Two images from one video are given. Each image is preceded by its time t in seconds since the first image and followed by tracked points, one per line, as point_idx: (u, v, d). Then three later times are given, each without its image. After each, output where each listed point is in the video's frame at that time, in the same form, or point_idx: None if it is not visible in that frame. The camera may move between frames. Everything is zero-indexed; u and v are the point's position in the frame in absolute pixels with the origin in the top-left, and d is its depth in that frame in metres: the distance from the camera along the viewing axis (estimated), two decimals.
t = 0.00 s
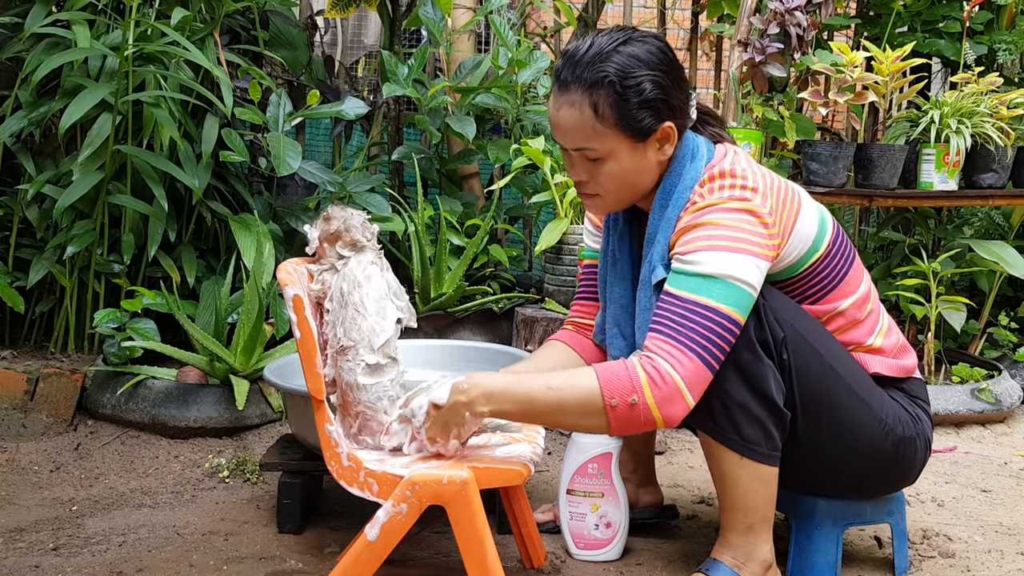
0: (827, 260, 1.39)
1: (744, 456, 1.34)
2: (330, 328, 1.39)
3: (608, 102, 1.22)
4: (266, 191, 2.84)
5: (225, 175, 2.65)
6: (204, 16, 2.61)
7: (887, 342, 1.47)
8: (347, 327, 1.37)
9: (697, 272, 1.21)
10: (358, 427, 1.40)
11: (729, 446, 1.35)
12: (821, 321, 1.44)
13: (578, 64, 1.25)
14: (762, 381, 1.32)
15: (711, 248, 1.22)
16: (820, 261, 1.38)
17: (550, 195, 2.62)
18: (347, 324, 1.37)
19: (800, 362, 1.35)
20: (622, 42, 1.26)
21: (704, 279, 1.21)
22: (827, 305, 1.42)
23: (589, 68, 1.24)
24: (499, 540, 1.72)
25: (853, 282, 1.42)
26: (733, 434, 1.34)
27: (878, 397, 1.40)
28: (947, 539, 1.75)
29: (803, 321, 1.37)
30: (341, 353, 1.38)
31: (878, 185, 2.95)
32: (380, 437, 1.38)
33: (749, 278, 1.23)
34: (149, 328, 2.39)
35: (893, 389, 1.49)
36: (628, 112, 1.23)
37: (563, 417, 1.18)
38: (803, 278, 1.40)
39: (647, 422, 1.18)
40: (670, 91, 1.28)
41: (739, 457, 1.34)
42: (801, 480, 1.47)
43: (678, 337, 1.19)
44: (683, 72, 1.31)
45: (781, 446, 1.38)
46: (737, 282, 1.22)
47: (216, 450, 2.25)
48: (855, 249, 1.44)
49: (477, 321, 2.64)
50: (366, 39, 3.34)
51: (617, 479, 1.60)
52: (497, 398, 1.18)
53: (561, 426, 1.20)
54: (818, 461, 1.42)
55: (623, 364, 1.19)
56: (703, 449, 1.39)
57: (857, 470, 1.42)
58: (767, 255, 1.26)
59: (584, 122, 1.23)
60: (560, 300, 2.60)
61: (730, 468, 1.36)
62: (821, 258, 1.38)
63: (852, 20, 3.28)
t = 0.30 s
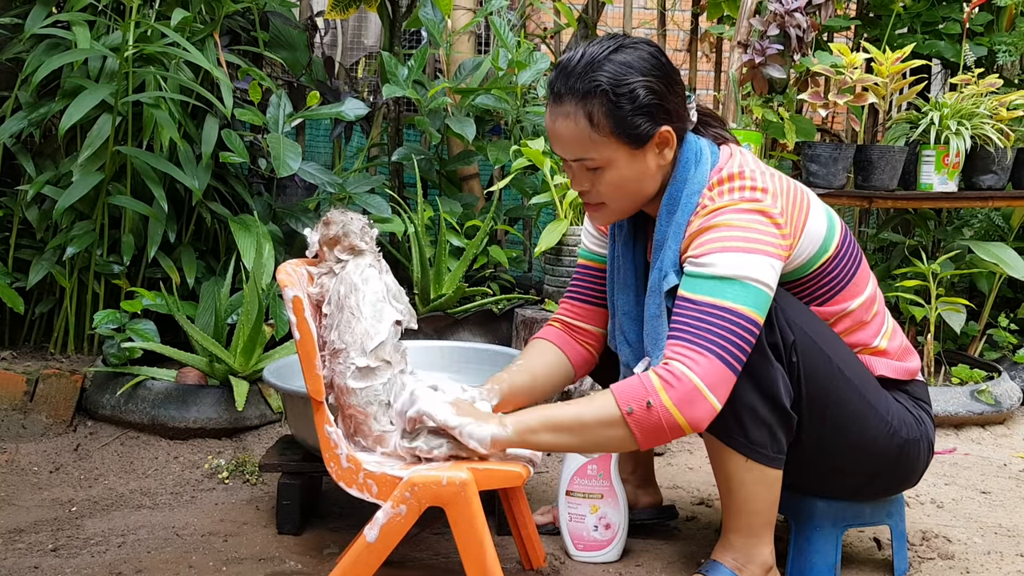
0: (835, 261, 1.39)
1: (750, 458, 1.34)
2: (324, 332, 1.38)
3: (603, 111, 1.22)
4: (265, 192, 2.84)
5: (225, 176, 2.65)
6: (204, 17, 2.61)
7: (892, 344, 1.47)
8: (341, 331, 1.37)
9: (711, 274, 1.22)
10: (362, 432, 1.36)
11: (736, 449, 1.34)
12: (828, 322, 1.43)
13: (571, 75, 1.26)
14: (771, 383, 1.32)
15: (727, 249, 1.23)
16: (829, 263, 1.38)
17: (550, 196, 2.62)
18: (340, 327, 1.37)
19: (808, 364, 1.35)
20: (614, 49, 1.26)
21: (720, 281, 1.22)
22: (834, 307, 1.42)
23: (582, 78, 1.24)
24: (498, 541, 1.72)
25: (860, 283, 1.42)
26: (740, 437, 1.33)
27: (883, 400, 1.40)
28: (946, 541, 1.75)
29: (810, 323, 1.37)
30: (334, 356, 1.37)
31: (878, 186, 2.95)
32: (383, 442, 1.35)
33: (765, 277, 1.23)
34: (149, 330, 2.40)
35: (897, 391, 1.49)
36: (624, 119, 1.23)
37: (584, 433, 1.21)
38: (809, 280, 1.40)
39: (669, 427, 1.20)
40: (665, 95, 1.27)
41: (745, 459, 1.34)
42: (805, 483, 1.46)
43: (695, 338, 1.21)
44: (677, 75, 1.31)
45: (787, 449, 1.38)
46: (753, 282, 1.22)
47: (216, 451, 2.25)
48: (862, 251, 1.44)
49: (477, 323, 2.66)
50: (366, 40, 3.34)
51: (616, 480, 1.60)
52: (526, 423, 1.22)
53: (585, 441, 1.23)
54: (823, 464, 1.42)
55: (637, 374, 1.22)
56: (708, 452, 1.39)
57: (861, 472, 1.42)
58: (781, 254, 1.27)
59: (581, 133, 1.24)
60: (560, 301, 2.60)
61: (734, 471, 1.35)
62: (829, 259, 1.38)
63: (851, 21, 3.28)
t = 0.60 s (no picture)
0: (837, 262, 1.39)
1: (748, 457, 1.34)
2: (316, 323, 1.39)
3: (611, 111, 1.22)
4: (265, 193, 2.84)
5: (224, 177, 2.65)
6: (202, 19, 2.61)
7: (893, 345, 1.48)
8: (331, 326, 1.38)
9: (701, 272, 1.23)
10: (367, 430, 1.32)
11: (734, 447, 1.35)
12: (829, 323, 1.43)
13: (578, 73, 1.25)
14: (769, 383, 1.32)
15: (717, 249, 1.23)
16: (830, 264, 1.38)
17: (549, 197, 2.62)
18: (331, 324, 1.38)
19: (807, 364, 1.35)
20: (623, 49, 1.26)
21: (708, 279, 1.23)
22: (836, 308, 1.42)
23: (591, 76, 1.24)
24: (498, 541, 1.72)
25: (862, 284, 1.42)
26: (738, 436, 1.34)
27: (884, 401, 1.40)
28: (947, 540, 1.75)
29: (811, 322, 1.37)
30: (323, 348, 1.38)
31: (877, 186, 2.95)
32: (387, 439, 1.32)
33: (754, 280, 1.23)
34: (149, 330, 2.40)
35: (897, 391, 1.49)
36: (632, 120, 1.23)
37: (557, 431, 1.22)
38: (812, 280, 1.40)
39: (640, 421, 1.20)
40: (672, 96, 1.28)
41: (743, 458, 1.34)
42: (805, 482, 1.47)
43: (672, 333, 1.22)
44: (685, 75, 1.31)
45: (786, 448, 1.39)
46: (740, 283, 1.22)
47: (216, 452, 2.25)
48: (864, 252, 1.44)
49: (477, 323, 2.67)
50: (366, 41, 3.34)
51: (616, 480, 1.61)
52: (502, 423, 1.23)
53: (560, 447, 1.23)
54: (822, 463, 1.42)
55: (611, 369, 1.23)
56: (708, 451, 1.40)
57: (860, 472, 1.42)
58: (777, 257, 1.27)
59: (588, 132, 1.24)
60: (559, 301, 2.60)
61: (734, 469, 1.36)
62: (830, 260, 1.38)
63: (851, 21, 3.28)
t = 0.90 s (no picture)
0: (833, 261, 1.39)
1: (743, 456, 1.34)
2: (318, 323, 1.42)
3: (610, 111, 1.22)
4: (265, 194, 2.84)
5: (224, 178, 2.65)
6: (202, 20, 2.61)
7: (891, 344, 1.47)
8: (332, 323, 1.40)
9: (688, 274, 1.23)
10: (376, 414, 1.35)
11: (729, 446, 1.35)
12: (826, 322, 1.44)
13: (576, 75, 1.25)
14: (763, 381, 1.33)
15: (703, 251, 1.24)
16: (826, 262, 1.38)
17: (549, 197, 2.63)
18: (332, 323, 1.40)
19: (802, 362, 1.35)
20: (621, 49, 1.26)
21: (694, 282, 1.23)
22: (832, 306, 1.42)
23: (589, 77, 1.24)
24: (499, 542, 1.72)
25: (858, 283, 1.42)
26: (733, 435, 1.35)
27: (881, 398, 1.40)
28: (947, 540, 1.75)
29: (806, 320, 1.37)
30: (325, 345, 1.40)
31: (877, 185, 2.95)
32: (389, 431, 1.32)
33: (740, 281, 1.23)
34: (149, 332, 2.39)
35: (896, 390, 1.49)
36: (631, 120, 1.23)
37: (543, 429, 1.24)
38: (808, 279, 1.40)
39: (625, 425, 1.23)
40: (670, 96, 1.28)
41: (740, 457, 1.35)
42: (803, 481, 1.46)
43: (656, 337, 1.23)
44: (683, 75, 1.31)
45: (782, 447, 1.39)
46: (726, 284, 1.23)
47: (216, 453, 2.25)
48: (860, 251, 1.44)
49: (477, 324, 2.67)
50: (365, 41, 3.34)
51: (616, 480, 1.61)
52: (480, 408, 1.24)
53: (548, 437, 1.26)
54: (820, 461, 1.42)
55: (597, 372, 1.24)
56: (704, 450, 1.40)
57: (858, 471, 1.42)
58: (767, 257, 1.26)
59: (587, 132, 1.24)
60: (559, 302, 2.60)
61: (732, 469, 1.36)
62: (826, 259, 1.38)
63: (850, 21, 3.28)
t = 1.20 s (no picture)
0: (831, 261, 1.39)
1: (742, 456, 1.34)
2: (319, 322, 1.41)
3: (604, 119, 1.23)
4: (265, 194, 2.84)
5: (225, 178, 2.65)
6: (202, 19, 2.61)
7: (890, 343, 1.48)
8: (336, 323, 1.40)
9: (687, 276, 1.23)
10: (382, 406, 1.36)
11: (729, 446, 1.35)
12: (824, 322, 1.44)
13: (571, 83, 1.25)
14: (761, 381, 1.33)
15: (700, 252, 1.24)
16: (824, 263, 1.39)
17: (549, 197, 2.63)
18: (336, 323, 1.39)
19: (801, 362, 1.36)
20: (614, 56, 1.26)
21: (694, 283, 1.23)
22: (830, 307, 1.42)
23: (582, 85, 1.24)
24: (499, 542, 1.73)
25: (856, 283, 1.42)
26: (732, 435, 1.35)
27: (880, 398, 1.40)
28: (947, 540, 1.75)
29: (805, 320, 1.37)
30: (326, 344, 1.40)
31: (877, 185, 2.95)
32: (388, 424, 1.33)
33: (738, 283, 1.23)
34: (149, 331, 2.39)
35: (895, 390, 1.49)
36: (626, 126, 1.23)
37: (539, 425, 1.24)
38: (807, 279, 1.40)
39: (621, 423, 1.23)
40: (665, 101, 1.28)
41: (739, 457, 1.35)
42: (803, 481, 1.46)
43: (654, 337, 1.23)
44: (677, 79, 1.31)
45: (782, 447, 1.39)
46: (724, 285, 1.23)
47: (217, 452, 2.25)
48: (858, 251, 1.44)
49: (477, 323, 2.67)
50: (365, 41, 3.34)
51: (616, 480, 1.61)
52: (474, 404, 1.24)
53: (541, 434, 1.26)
54: (819, 461, 1.42)
55: (594, 368, 1.24)
56: (704, 451, 1.40)
57: (857, 471, 1.42)
58: (765, 258, 1.27)
59: (582, 140, 1.24)
60: (559, 301, 2.61)
61: (731, 468, 1.36)
62: (825, 259, 1.38)
63: (850, 21, 3.28)
